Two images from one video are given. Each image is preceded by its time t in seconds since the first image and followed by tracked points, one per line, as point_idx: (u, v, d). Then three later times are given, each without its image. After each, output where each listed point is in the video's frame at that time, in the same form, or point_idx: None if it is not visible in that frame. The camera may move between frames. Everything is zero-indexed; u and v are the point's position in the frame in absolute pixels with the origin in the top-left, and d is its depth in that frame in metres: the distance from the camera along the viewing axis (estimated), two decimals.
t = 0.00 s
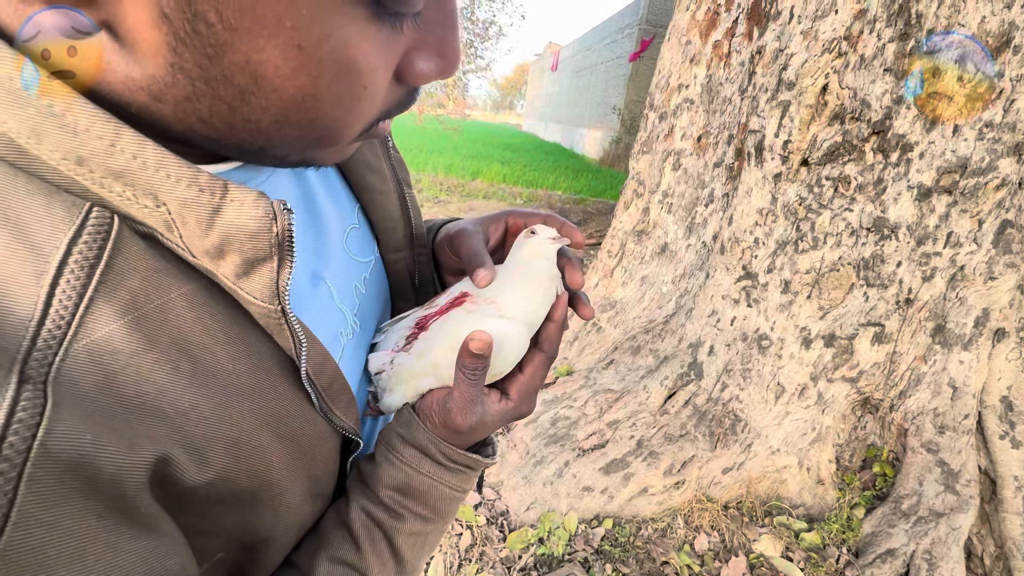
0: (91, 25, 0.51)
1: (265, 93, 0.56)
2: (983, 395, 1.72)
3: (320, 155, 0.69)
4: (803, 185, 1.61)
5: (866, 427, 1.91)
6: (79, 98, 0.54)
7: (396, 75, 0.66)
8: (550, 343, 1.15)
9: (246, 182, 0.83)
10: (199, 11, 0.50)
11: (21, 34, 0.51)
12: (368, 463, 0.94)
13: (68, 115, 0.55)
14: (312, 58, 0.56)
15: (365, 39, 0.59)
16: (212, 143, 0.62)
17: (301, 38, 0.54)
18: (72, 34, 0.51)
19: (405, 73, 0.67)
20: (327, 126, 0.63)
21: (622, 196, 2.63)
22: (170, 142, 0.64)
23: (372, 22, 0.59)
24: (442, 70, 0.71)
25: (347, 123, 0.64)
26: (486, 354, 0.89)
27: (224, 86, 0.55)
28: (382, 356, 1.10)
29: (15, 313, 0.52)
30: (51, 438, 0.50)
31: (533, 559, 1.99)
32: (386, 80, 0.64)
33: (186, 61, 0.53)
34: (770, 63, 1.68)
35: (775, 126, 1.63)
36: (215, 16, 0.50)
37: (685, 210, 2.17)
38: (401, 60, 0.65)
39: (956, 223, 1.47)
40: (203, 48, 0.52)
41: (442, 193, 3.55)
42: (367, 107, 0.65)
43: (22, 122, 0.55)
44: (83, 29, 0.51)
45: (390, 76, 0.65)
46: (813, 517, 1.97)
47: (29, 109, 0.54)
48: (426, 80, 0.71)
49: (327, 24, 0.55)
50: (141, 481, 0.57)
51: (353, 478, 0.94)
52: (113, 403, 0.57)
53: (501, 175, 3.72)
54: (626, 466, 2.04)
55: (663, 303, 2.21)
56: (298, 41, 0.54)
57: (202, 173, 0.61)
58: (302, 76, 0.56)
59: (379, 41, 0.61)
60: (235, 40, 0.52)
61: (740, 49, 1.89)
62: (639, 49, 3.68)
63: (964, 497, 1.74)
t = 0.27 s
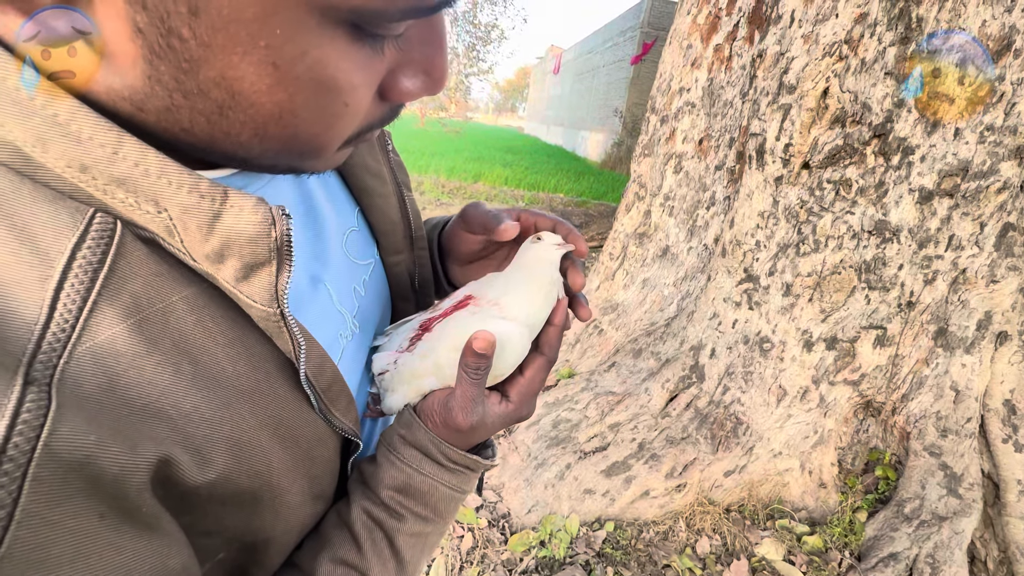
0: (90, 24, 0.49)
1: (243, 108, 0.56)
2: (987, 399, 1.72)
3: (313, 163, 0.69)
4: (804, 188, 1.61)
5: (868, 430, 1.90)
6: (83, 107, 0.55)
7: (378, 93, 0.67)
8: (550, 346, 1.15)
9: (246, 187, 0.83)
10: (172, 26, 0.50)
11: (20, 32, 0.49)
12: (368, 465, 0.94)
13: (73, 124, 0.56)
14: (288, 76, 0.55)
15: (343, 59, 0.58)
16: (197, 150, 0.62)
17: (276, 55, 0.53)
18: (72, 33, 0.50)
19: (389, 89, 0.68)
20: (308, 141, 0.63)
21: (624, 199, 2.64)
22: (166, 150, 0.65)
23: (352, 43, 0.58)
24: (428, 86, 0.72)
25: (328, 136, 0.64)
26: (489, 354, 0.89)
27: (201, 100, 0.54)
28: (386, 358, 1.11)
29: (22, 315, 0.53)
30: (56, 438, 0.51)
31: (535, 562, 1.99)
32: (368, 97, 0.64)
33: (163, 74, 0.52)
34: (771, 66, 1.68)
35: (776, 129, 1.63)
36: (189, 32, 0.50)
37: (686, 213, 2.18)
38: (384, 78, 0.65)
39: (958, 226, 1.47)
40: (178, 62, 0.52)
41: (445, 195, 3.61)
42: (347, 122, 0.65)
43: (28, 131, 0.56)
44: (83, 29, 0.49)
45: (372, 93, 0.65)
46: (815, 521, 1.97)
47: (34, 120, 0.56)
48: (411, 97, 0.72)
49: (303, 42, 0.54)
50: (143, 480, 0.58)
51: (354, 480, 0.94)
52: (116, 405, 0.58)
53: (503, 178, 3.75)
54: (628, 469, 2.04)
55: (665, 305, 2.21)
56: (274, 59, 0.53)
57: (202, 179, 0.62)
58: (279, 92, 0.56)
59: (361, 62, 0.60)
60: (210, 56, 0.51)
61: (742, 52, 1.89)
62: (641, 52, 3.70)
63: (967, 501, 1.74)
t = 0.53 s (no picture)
0: (92, 25, 0.51)
1: (250, 117, 0.58)
2: (989, 402, 1.72)
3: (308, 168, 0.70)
4: (804, 191, 1.61)
5: (870, 433, 1.90)
6: (86, 116, 0.56)
7: (381, 96, 0.68)
8: (548, 350, 1.15)
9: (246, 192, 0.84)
10: (182, 44, 0.52)
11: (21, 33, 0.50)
12: (368, 465, 0.95)
13: (77, 132, 0.57)
14: (293, 87, 0.57)
15: (347, 68, 0.60)
16: (206, 155, 0.63)
17: (283, 68, 0.56)
18: (72, 34, 0.51)
19: (390, 93, 0.69)
20: (313, 146, 0.65)
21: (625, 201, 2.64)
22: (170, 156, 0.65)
23: (355, 53, 0.60)
24: (428, 88, 0.73)
25: (333, 142, 0.66)
26: (487, 355, 0.90)
27: (210, 112, 0.57)
28: (386, 359, 1.12)
29: (27, 318, 0.54)
30: (59, 438, 0.51)
31: (536, 564, 1.99)
32: (371, 104, 0.66)
33: (174, 88, 0.55)
34: (772, 70, 1.69)
35: (777, 132, 1.63)
36: (198, 48, 0.52)
37: (688, 216, 2.18)
38: (386, 82, 0.66)
39: (959, 229, 1.47)
40: (188, 78, 0.54)
41: (447, 197, 3.61)
42: (352, 127, 0.67)
43: (33, 138, 0.57)
44: (83, 29, 0.51)
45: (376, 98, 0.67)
46: (817, 524, 1.96)
47: (40, 128, 0.56)
48: (412, 99, 0.73)
49: (308, 54, 0.56)
50: (143, 479, 0.59)
51: (354, 479, 0.95)
52: (120, 405, 0.59)
53: (505, 181, 3.75)
54: (629, 471, 2.04)
55: (666, 308, 2.21)
56: (280, 71, 0.56)
57: (203, 185, 0.63)
58: (285, 102, 0.58)
59: (363, 69, 0.62)
60: (220, 71, 0.54)
61: (743, 56, 1.89)
62: (643, 55, 3.67)
63: (970, 504, 1.73)
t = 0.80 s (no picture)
0: (91, 25, 0.50)
1: (266, 120, 0.59)
2: (991, 405, 1.72)
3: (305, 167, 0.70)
4: (805, 195, 1.62)
5: (872, 437, 1.89)
6: (93, 121, 0.58)
7: (386, 97, 0.69)
8: (545, 351, 1.15)
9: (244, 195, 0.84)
10: (203, 55, 0.53)
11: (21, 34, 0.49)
12: (367, 465, 0.95)
13: (84, 136, 0.58)
14: (307, 92, 0.59)
15: (356, 73, 0.61)
16: (216, 158, 0.65)
17: (297, 75, 0.57)
18: (72, 34, 0.50)
19: (394, 95, 0.70)
20: (322, 147, 0.66)
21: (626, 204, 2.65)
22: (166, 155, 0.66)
23: (364, 57, 0.61)
24: (431, 88, 0.73)
25: (341, 143, 0.68)
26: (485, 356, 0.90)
27: (226, 117, 0.58)
28: (386, 360, 1.13)
29: (33, 317, 0.54)
30: (64, 435, 0.52)
31: (536, 567, 1.99)
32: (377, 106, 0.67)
33: (193, 96, 0.56)
34: (772, 73, 1.70)
35: (778, 135, 1.64)
36: (218, 58, 0.54)
37: (688, 218, 2.18)
38: (391, 85, 0.67)
39: (960, 232, 1.47)
40: (208, 86, 0.55)
41: (448, 200, 3.59)
42: (360, 129, 0.68)
43: (41, 142, 0.58)
44: (84, 30, 0.50)
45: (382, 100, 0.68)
46: (819, 528, 1.96)
47: (47, 133, 0.57)
48: (416, 99, 0.73)
49: (322, 61, 0.58)
50: (146, 477, 0.59)
51: (353, 479, 0.95)
52: (123, 403, 0.59)
53: (507, 183, 3.76)
54: (630, 474, 2.04)
55: (667, 310, 2.21)
56: (295, 77, 0.57)
57: (206, 188, 0.64)
58: (299, 106, 0.60)
59: (372, 73, 0.63)
60: (239, 79, 0.55)
61: (743, 59, 1.90)
62: (645, 58, 3.71)
63: (972, 508, 1.72)
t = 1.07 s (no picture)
0: (91, 25, 0.51)
1: (270, 125, 0.61)
2: (993, 408, 1.71)
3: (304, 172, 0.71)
4: (806, 197, 1.62)
5: (874, 440, 1.88)
6: (99, 122, 0.59)
7: (386, 103, 0.70)
8: (545, 352, 1.16)
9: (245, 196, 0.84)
10: (213, 63, 0.55)
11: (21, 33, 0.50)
12: (367, 463, 0.95)
13: (90, 138, 0.59)
14: (313, 98, 0.60)
15: (360, 79, 0.62)
16: (219, 161, 0.66)
17: (303, 82, 0.59)
18: (72, 33, 0.50)
19: (394, 99, 0.71)
20: (325, 151, 0.67)
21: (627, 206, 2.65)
22: (167, 155, 0.67)
23: (367, 64, 0.62)
24: (429, 93, 0.75)
25: (343, 146, 0.69)
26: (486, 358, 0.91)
27: (233, 123, 0.60)
28: (387, 360, 1.13)
29: (39, 315, 0.55)
30: (70, 431, 0.52)
31: (537, 569, 1.99)
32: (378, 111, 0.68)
33: (201, 103, 0.58)
34: (772, 76, 1.70)
35: (778, 138, 1.64)
36: (227, 66, 0.55)
37: (689, 221, 2.18)
38: (391, 90, 0.69)
39: (961, 234, 1.47)
40: (216, 92, 0.57)
41: (449, 203, 3.60)
42: (361, 133, 0.69)
43: (48, 143, 0.58)
44: (84, 29, 0.50)
45: (383, 105, 0.69)
46: (821, 531, 1.96)
47: (55, 134, 0.58)
48: (414, 104, 0.75)
49: (326, 69, 0.59)
50: (149, 472, 0.59)
51: (353, 477, 0.95)
52: (127, 400, 0.60)
53: (508, 186, 3.76)
54: (630, 476, 2.04)
55: (668, 313, 2.21)
56: (301, 84, 0.59)
57: (208, 188, 0.64)
58: (304, 112, 0.61)
59: (375, 79, 0.64)
60: (246, 85, 0.57)
61: (744, 62, 1.91)
62: (646, 60, 3.70)
63: (975, 512, 1.72)
